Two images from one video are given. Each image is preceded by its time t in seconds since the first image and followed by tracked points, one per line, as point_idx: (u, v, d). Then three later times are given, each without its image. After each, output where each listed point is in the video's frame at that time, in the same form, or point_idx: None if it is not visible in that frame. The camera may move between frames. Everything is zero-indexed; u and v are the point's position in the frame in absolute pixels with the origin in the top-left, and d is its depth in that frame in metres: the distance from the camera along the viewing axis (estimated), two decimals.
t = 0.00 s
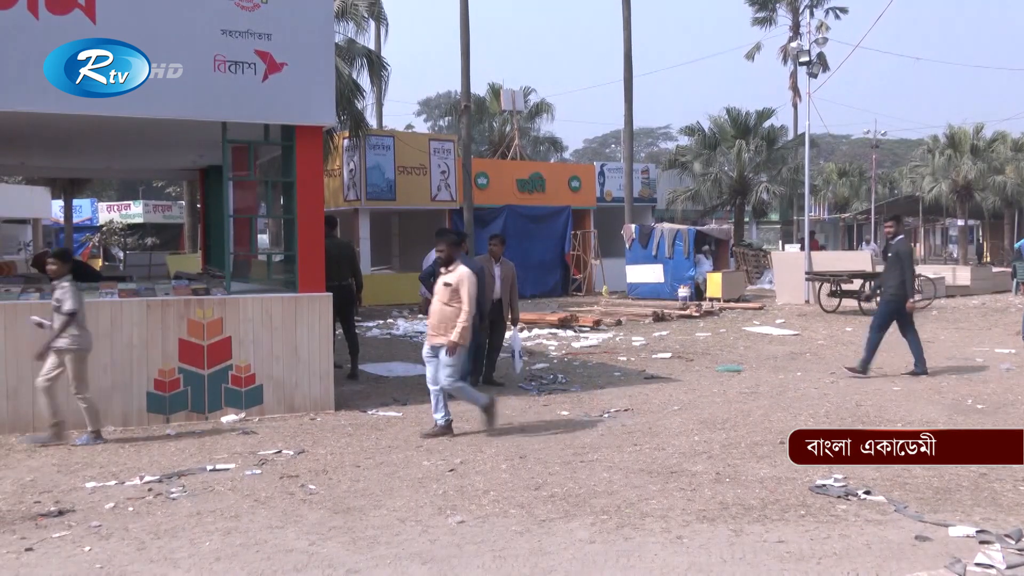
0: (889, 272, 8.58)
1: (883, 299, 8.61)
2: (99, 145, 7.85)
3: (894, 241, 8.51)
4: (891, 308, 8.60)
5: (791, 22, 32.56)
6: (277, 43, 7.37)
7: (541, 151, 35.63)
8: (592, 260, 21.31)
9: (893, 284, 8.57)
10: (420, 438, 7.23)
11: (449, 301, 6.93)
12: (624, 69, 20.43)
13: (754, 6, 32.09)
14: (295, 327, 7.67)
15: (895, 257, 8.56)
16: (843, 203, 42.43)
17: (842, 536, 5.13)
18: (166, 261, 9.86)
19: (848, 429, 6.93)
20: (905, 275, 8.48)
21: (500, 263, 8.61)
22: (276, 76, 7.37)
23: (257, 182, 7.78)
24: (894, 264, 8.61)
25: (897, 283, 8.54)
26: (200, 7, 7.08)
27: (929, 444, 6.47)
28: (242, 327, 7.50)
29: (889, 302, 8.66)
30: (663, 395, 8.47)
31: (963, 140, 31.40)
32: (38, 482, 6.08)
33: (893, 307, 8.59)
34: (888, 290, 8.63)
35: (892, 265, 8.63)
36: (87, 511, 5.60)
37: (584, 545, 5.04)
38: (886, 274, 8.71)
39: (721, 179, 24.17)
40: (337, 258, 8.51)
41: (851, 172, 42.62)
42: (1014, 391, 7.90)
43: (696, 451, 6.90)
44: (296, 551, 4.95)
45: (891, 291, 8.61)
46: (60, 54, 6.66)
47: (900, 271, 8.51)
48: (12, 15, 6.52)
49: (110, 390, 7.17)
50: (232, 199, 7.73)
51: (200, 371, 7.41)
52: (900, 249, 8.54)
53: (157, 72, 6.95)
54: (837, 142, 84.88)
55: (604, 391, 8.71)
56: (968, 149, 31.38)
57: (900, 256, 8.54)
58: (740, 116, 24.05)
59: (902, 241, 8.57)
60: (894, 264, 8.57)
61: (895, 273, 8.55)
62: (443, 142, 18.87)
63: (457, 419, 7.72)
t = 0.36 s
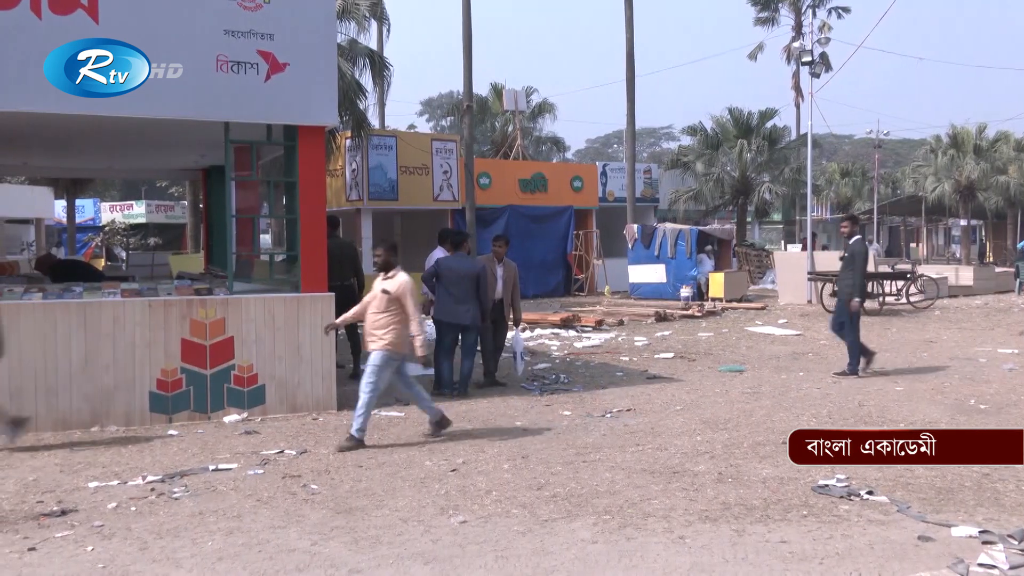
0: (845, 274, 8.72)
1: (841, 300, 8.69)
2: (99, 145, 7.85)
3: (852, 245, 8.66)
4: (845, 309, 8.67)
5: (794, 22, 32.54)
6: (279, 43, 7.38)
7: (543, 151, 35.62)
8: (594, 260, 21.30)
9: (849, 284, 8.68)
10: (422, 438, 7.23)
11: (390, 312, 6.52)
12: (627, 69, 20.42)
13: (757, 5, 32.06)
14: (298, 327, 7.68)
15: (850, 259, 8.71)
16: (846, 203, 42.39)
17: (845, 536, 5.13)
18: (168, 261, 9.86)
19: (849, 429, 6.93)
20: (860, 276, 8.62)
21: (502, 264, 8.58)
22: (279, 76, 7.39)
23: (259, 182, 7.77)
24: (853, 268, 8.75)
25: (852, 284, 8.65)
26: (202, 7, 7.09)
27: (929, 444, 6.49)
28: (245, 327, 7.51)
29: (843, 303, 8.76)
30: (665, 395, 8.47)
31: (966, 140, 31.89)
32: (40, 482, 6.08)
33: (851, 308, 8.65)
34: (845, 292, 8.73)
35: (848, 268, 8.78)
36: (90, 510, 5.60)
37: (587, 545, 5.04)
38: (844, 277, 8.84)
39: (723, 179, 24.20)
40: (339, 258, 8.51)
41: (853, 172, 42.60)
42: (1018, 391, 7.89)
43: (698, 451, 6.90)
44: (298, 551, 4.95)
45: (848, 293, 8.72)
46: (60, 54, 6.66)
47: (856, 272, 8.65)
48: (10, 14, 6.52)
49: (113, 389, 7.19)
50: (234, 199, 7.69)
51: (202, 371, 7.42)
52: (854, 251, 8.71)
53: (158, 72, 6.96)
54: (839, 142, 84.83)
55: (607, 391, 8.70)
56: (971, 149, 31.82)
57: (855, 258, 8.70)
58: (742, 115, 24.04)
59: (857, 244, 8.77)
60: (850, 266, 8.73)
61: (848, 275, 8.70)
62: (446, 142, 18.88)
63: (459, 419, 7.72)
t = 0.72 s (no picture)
0: (815, 274, 8.73)
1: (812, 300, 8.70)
2: (105, 145, 7.87)
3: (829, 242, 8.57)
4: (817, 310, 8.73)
5: (806, 21, 32.45)
6: (292, 44, 7.41)
7: (553, 151, 35.64)
8: (605, 260, 21.28)
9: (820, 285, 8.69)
10: (433, 438, 7.24)
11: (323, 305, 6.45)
12: (637, 68, 20.38)
13: (769, 5, 31.99)
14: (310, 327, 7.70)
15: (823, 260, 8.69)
16: (858, 203, 42.25)
17: (857, 537, 5.11)
18: (181, 261, 9.88)
19: (851, 429, 6.94)
20: (832, 277, 8.65)
21: (511, 264, 8.57)
22: (290, 76, 7.41)
23: (271, 182, 7.78)
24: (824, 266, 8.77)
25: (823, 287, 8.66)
26: (214, 8, 7.12)
27: (929, 444, 6.45)
28: (257, 326, 7.54)
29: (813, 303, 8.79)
30: (676, 395, 8.46)
31: (980, 140, 31.63)
32: (54, 480, 6.12)
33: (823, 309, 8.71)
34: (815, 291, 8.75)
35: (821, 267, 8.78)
36: (103, 509, 5.64)
37: (598, 546, 5.03)
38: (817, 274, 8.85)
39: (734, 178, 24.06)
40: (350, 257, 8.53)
41: (865, 172, 42.46)
42: None
43: (710, 451, 6.89)
44: (309, 550, 4.97)
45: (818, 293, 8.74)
46: (60, 54, 6.66)
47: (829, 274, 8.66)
48: (13, 15, 6.54)
49: (126, 389, 7.23)
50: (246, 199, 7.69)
51: (214, 370, 7.46)
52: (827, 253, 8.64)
53: (162, 73, 6.97)
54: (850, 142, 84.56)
55: (618, 391, 8.70)
56: (985, 148, 31.58)
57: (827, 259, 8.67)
58: (753, 115, 23.97)
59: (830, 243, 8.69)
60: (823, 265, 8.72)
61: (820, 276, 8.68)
62: (456, 142, 18.91)
63: (470, 419, 7.74)
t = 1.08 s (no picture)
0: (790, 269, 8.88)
1: (786, 296, 8.84)
2: (113, 146, 7.90)
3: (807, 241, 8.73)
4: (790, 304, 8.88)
5: (814, 21, 32.35)
6: (299, 44, 7.42)
7: (560, 151, 35.64)
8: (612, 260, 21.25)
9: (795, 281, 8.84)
10: (440, 437, 7.25)
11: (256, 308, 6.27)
12: (644, 68, 20.34)
13: (776, 5, 31.90)
14: (318, 326, 7.71)
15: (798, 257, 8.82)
16: (866, 203, 42.15)
17: (865, 538, 5.10)
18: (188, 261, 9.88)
19: (849, 429, 6.97)
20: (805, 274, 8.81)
21: (517, 263, 8.56)
22: (298, 76, 7.43)
23: (279, 182, 7.81)
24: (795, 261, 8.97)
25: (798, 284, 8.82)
26: (222, 8, 7.14)
27: (929, 445, 6.47)
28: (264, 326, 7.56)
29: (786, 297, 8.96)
30: (684, 395, 8.44)
31: (988, 140, 31.51)
32: (63, 479, 6.15)
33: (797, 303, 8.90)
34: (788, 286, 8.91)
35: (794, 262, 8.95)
36: (112, 508, 5.66)
37: (605, 546, 5.03)
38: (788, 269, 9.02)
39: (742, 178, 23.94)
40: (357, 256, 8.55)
41: (873, 172, 42.34)
42: None
43: (717, 452, 6.88)
44: (316, 550, 4.97)
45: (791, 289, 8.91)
46: (60, 54, 6.67)
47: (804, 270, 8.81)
48: (19, 16, 6.56)
49: (134, 388, 7.27)
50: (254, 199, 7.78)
51: (222, 370, 7.51)
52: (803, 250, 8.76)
53: (164, 73, 6.97)
54: (857, 142, 84.33)
55: (625, 391, 8.69)
56: (993, 148, 31.41)
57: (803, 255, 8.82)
58: (761, 115, 23.92)
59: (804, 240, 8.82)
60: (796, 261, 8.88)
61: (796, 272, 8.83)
62: (464, 142, 18.92)
63: (477, 418, 7.74)
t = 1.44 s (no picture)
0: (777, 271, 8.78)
1: (777, 299, 8.75)
2: (135, 148, 8.02)
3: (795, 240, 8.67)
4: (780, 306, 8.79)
5: (831, 21, 32.21)
6: (318, 46, 7.50)
7: (577, 152, 35.68)
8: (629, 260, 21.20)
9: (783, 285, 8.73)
10: (458, 436, 7.30)
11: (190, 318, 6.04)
12: (660, 69, 20.33)
13: (793, 5, 31.78)
14: (337, 325, 7.78)
15: (789, 259, 8.71)
16: (884, 204, 41.93)
17: (882, 539, 5.10)
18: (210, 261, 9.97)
19: (848, 429, 7.08)
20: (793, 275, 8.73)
21: (532, 263, 8.61)
22: (317, 78, 7.50)
23: (298, 183, 7.85)
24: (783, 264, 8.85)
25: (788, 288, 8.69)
26: (242, 11, 7.23)
27: (929, 445, 6.57)
28: (284, 326, 7.63)
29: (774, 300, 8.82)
30: (700, 395, 8.45)
31: (1007, 140, 31.42)
32: (86, 476, 6.25)
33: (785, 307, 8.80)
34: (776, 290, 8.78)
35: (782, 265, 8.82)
36: (133, 504, 5.74)
37: (622, 545, 5.06)
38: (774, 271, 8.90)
39: (758, 178, 23.84)
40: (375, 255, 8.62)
41: (891, 172, 42.13)
42: None
43: (734, 452, 6.90)
44: (335, 547, 5.04)
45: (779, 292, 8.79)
46: (61, 54, 6.73)
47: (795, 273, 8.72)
48: (43, 20, 6.69)
49: (156, 387, 7.39)
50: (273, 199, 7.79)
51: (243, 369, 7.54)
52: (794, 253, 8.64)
53: (176, 75, 7.04)
54: (875, 142, 83.79)
55: (641, 391, 8.71)
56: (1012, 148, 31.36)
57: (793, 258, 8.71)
58: (778, 115, 23.75)
59: (794, 243, 8.73)
60: (785, 264, 8.75)
61: (786, 276, 8.71)
62: (481, 142, 18.98)
63: (495, 417, 7.79)
